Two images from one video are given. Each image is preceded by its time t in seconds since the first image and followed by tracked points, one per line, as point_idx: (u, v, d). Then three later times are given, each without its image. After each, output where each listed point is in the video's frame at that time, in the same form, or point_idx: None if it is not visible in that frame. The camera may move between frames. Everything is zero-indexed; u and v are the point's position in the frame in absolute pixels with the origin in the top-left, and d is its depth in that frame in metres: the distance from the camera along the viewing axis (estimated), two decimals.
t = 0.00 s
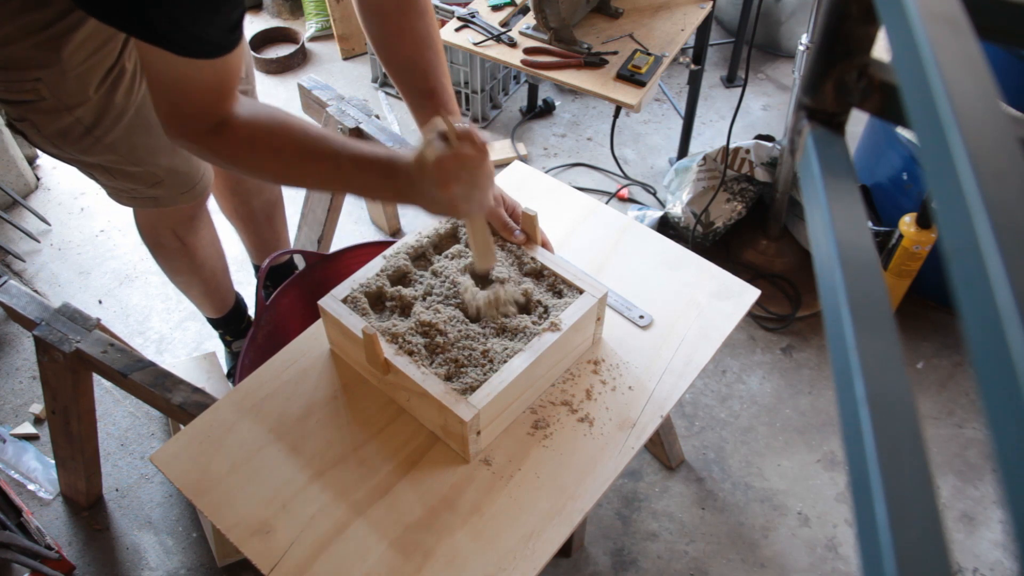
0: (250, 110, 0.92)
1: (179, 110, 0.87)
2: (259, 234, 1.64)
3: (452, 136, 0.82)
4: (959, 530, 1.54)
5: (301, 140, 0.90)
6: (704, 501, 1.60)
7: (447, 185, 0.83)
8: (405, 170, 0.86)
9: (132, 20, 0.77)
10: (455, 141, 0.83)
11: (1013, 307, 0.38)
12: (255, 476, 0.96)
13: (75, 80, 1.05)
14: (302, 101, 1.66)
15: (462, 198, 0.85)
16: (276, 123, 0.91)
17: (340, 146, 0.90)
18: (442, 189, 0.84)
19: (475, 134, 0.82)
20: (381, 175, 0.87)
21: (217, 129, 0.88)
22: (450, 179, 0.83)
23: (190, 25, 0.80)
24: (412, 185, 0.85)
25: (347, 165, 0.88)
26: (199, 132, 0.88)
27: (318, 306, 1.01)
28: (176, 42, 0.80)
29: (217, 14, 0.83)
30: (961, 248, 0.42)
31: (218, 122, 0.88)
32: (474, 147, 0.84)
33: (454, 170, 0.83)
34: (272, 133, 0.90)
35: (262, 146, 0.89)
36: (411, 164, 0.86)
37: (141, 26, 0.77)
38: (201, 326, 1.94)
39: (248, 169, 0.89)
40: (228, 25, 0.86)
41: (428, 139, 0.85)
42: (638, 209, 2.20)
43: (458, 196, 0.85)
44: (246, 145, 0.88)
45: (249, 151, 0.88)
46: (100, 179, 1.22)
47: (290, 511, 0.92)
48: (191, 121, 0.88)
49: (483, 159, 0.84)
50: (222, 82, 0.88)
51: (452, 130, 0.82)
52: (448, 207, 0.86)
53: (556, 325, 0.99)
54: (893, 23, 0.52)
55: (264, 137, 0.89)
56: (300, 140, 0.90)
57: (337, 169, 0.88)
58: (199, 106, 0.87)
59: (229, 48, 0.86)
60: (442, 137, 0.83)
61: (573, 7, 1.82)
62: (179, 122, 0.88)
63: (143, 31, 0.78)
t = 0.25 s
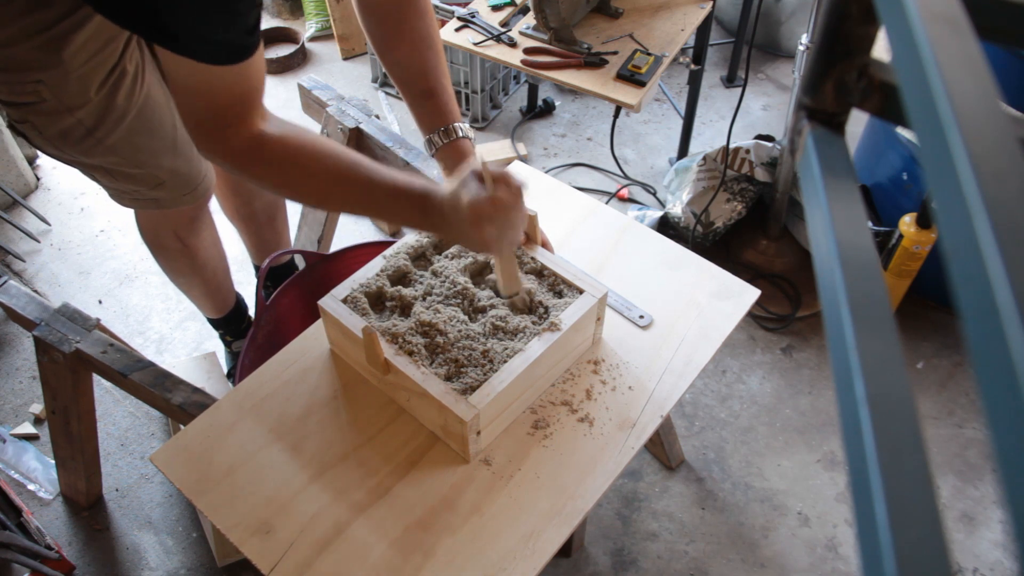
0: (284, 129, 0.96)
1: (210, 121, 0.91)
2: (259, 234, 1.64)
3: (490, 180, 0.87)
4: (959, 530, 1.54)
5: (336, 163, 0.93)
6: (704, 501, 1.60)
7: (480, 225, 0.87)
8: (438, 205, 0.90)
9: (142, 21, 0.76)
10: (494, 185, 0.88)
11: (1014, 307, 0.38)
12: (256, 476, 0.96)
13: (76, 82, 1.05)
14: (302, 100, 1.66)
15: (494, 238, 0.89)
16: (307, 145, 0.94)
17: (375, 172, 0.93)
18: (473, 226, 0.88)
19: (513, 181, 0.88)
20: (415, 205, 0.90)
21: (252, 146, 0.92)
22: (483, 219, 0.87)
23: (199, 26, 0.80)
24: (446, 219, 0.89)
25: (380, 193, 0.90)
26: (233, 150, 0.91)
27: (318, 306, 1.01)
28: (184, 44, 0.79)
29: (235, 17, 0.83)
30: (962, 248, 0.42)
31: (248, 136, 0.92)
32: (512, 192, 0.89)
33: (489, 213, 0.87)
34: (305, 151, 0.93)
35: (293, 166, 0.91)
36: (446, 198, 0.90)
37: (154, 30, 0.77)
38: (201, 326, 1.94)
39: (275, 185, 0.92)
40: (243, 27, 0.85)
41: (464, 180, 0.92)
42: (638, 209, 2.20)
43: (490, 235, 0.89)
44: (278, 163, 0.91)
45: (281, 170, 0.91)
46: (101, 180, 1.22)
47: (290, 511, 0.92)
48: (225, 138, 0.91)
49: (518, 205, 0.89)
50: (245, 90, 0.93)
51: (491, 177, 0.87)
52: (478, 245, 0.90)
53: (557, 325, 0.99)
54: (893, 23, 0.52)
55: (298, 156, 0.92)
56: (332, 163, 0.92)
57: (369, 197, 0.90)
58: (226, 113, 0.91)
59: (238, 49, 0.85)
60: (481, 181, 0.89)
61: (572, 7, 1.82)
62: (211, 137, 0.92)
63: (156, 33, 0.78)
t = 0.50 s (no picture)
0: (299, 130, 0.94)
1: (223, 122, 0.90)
2: (259, 234, 1.64)
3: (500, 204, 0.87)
4: (959, 530, 1.54)
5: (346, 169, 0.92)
6: (704, 501, 1.60)
7: (488, 247, 0.88)
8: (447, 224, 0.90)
9: (145, 22, 0.80)
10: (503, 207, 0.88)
11: (1013, 307, 0.38)
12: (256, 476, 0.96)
13: (79, 84, 1.05)
14: (302, 100, 1.66)
15: (501, 260, 0.90)
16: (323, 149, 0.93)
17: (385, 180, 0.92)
18: (480, 251, 0.89)
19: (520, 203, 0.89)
20: (423, 220, 0.90)
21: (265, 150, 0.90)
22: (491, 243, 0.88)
23: (202, 30, 0.81)
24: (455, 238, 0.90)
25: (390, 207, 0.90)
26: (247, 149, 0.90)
27: (319, 306, 1.01)
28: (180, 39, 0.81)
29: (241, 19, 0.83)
30: (962, 248, 0.42)
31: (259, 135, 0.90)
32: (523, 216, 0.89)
33: (499, 237, 0.88)
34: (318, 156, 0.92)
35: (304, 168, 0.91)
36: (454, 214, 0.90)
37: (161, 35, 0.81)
38: (201, 326, 1.94)
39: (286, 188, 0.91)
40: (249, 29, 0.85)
41: (473, 200, 0.91)
42: (638, 209, 2.20)
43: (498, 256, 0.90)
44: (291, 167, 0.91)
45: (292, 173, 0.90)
46: (105, 183, 1.22)
47: (291, 511, 0.92)
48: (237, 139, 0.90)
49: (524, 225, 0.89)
50: (256, 90, 0.89)
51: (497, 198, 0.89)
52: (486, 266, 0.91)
53: (556, 325, 0.99)
54: (892, 23, 0.52)
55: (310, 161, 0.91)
56: (343, 170, 0.92)
57: (379, 207, 0.90)
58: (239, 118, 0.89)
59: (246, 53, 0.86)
60: (488, 203, 0.90)
61: (573, 7, 1.82)
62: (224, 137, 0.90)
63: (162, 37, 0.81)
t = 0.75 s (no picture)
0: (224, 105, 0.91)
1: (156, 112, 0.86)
2: (259, 234, 1.64)
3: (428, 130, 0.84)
4: (959, 530, 1.54)
5: (279, 136, 0.90)
6: (704, 501, 1.60)
7: (425, 182, 0.87)
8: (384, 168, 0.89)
9: (132, 32, 0.74)
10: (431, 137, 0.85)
11: (1013, 308, 0.38)
12: (255, 475, 0.96)
13: (80, 85, 1.05)
14: (302, 100, 1.66)
15: (441, 197, 0.89)
16: (253, 123, 0.90)
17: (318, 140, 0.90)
18: (420, 191, 0.87)
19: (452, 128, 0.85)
20: (361, 171, 0.89)
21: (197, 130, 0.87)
22: (429, 178, 0.87)
23: (191, 34, 0.77)
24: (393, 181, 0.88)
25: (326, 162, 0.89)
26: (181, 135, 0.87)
27: (318, 305, 1.01)
28: (173, 50, 0.77)
29: (220, 18, 0.80)
30: (962, 248, 0.42)
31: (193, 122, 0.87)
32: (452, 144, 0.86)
33: (433, 167, 0.86)
34: (247, 128, 0.89)
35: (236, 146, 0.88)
36: (390, 156, 0.88)
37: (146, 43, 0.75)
38: (201, 326, 1.94)
39: (223, 168, 0.89)
40: (228, 30, 0.83)
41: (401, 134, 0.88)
42: (638, 209, 2.20)
43: (437, 195, 0.88)
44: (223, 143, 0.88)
45: (225, 151, 0.88)
46: (104, 184, 1.22)
47: (290, 511, 0.92)
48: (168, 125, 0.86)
49: (459, 152, 0.86)
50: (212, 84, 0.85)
51: (428, 125, 0.84)
52: (427, 205, 0.90)
53: (556, 325, 0.99)
54: (892, 23, 0.52)
55: (241, 134, 0.89)
56: (274, 136, 0.90)
57: (316, 166, 0.89)
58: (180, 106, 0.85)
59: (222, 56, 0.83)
60: (419, 132, 0.86)
61: (573, 7, 1.82)
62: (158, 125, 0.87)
63: (149, 46, 0.75)
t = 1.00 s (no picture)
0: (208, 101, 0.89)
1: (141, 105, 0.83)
2: (259, 234, 1.64)
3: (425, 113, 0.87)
4: (959, 530, 1.54)
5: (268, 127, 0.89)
6: (704, 501, 1.60)
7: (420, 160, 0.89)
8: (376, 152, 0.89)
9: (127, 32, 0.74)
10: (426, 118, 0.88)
11: (1013, 308, 0.38)
12: (256, 475, 0.96)
13: (78, 84, 1.05)
14: (302, 100, 1.66)
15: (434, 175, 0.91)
16: (238, 113, 0.89)
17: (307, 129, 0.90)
18: (416, 169, 0.89)
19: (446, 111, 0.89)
20: (355, 159, 0.89)
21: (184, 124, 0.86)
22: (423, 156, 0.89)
23: (187, 34, 0.77)
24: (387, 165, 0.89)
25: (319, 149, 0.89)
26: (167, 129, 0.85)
27: (318, 306, 1.01)
28: (168, 50, 0.77)
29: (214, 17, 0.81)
30: (961, 248, 0.42)
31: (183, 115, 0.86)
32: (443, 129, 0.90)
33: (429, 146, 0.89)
34: (237, 122, 0.88)
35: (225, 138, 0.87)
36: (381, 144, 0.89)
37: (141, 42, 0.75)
38: (201, 326, 1.94)
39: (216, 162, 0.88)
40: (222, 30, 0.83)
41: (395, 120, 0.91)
42: (638, 209, 2.20)
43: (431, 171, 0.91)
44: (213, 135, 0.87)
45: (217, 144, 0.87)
46: (100, 184, 1.22)
47: (290, 511, 0.92)
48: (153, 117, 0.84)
49: (450, 136, 0.91)
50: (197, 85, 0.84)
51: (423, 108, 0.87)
52: (422, 185, 0.91)
53: (556, 325, 0.99)
54: (892, 23, 0.52)
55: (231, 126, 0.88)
56: (263, 127, 0.89)
57: (309, 155, 0.89)
58: (166, 101, 0.83)
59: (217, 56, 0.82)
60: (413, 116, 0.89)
61: (573, 7, 1.82)
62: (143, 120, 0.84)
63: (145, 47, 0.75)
